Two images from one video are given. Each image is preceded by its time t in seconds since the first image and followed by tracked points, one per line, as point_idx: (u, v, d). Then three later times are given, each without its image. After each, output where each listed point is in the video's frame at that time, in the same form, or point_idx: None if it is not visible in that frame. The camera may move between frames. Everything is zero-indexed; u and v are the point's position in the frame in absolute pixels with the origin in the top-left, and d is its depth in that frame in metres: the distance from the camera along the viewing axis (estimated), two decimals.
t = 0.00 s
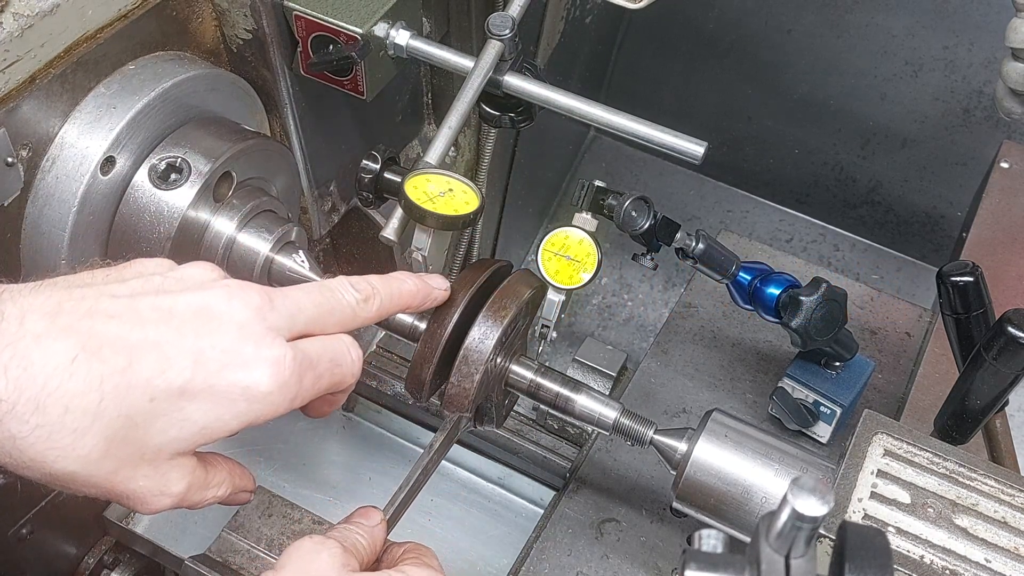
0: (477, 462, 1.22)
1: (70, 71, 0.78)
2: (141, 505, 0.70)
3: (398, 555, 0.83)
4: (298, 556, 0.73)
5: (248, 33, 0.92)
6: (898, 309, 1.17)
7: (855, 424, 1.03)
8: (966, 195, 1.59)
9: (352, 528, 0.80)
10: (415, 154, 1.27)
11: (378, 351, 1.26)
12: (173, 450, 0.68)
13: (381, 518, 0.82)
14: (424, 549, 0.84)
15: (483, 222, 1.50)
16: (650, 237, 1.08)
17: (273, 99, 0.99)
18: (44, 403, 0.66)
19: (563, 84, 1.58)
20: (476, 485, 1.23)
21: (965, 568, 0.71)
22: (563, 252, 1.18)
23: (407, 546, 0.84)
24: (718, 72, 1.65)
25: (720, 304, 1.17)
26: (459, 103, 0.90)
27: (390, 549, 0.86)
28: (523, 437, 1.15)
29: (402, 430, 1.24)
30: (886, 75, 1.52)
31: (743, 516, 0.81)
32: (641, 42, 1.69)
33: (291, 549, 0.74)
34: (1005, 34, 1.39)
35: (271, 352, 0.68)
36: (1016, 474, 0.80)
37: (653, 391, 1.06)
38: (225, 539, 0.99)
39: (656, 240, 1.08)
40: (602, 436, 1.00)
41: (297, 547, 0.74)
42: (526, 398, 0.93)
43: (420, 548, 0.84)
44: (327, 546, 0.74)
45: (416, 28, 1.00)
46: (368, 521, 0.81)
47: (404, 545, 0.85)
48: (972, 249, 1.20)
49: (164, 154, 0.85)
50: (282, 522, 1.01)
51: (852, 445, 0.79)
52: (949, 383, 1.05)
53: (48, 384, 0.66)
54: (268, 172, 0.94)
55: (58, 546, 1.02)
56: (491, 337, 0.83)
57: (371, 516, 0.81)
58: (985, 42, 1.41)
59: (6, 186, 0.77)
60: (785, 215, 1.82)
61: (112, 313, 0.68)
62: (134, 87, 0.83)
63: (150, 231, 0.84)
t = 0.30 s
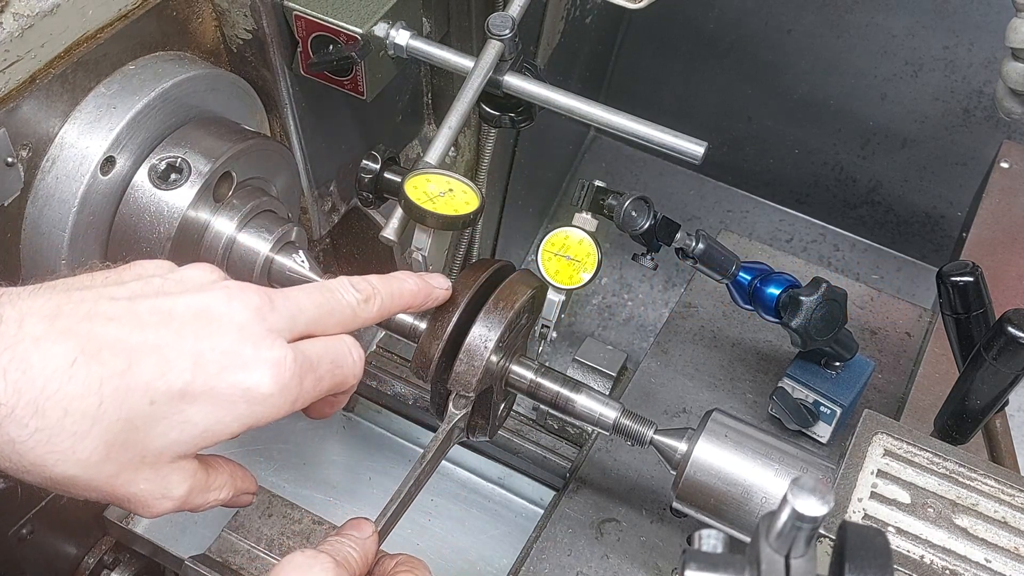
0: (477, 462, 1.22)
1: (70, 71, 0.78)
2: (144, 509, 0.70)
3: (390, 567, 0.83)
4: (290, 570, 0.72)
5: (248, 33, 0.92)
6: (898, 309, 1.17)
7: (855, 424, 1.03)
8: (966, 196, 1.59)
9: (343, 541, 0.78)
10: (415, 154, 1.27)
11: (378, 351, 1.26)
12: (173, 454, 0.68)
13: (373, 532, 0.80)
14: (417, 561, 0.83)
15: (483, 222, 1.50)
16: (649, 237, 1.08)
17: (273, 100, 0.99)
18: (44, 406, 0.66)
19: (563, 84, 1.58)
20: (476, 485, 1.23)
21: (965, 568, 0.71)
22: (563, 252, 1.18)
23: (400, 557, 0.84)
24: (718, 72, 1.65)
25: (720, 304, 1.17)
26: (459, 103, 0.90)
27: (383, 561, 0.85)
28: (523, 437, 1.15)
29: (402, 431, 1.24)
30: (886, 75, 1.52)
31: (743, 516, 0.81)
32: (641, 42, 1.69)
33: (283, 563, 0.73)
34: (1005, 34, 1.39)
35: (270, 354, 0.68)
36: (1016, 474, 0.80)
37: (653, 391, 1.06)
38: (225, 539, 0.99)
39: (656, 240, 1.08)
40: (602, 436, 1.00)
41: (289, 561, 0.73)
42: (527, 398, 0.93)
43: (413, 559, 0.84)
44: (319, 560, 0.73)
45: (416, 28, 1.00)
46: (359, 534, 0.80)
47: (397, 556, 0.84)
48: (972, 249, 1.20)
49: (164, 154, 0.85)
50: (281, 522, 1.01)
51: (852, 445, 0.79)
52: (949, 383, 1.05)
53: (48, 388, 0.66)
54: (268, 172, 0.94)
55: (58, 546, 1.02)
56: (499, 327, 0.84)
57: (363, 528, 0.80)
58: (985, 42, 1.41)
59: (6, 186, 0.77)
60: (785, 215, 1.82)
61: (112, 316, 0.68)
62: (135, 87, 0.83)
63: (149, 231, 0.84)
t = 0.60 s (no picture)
0: (477, 462, 1.22)
1: (70, 71, 0.79)
2: (135, 519, 0.70)
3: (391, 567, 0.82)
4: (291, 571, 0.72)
5: (248, 33, 0.92)
6: (898, 308, 1.17)
7: (855, 424, 1.03)
8: (966, 196, 1.59)
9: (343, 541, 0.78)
10: (415, 154, 1.27)
11: (378, 351, 1.26)
12: (165, 465, 0.69)
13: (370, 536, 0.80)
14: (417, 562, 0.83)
15: (483, 222, 1.50)
16: (650, 237, 1.08)
17: (273, 100, 0.99)
18: (46, 424, 0.65)
19: (563, 84, 1.58)
20: (476, 484, 1.23)
21: (965, 568, 0.71)
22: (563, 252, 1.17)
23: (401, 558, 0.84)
24: (718, 72, 1.65)
25: (720, 304, 1.17)
26: (459, 103, 0.90)
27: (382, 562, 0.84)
28: (523, 437, 1.14)
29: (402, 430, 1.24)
30: (886, 75, 1.52)
31: (743, 515, 0.81)
32: (641, 42, 1.69)
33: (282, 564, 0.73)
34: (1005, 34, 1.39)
35: (253, 367, 0.70)
36: (1016, 474, 0.80)
37: (653, 391, 1.06)
38: (226, 538, 0.99)
39: (656, 240, 1.08)
40: (602, 435, 1.00)
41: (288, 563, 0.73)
42: (527, 398, 0.93)
43: (440, 509, 0.82)
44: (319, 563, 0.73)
45: (416, 28, 1.00)
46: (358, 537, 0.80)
47: (421, 507, 0.83)
48: (972, 249, 1.20)
49: (164, 154, 0.85)
50: (281, 522, 1.01)
51: (852, 445, 0.79)
52: (949, 383, 1.05)
53: (49, 407, 0.65)
54: (268, 172, 0.94)
55: (58, 546, 1.02)
56: (497, 312, 0.86)
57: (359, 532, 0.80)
58: (985, 42, 1.41)
59: (7, 186, 0.77)
60: (785, 215, 1.82)
61: (102, 337, 0.68)
62: (135, 87, 0.83)
63: (149, 231, 0.84)
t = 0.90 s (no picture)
0: (477, 462, 1.22)
1: (70, 71, 0.78)
2: (121, 514, 0.68)
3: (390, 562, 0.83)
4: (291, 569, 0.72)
5: (248, 33, 0.92)
6: (898, 308, 1.17)
7: (855, 424, 1.03)
8: (966, 196, 1.59)
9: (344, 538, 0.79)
10: (415, 153, 1.27)
11: (378, 351, 1.26)
12: (149, 459, 0.66)
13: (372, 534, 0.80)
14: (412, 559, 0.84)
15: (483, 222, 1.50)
16: (650, 237, 1.08)
17: (273, 99, 0.99)
18: (21, 418, 0.63)
19: (563, 84, 1.58)
20: (476, 484, 1.23)
21: (965, 568, 0.71)
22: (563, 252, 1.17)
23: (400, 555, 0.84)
24: (718, 72, 1.65)
25: (720, 304, 1.17)
26: (459, 103, 0.90)
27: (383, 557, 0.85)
28: (523, 437, 1.14)
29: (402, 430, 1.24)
30: (886, 75, 1.52)
31: (743, 516, 0.81)
32: (641, 42, 1.69)
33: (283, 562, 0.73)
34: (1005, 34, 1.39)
35: (239, 356, 0.68)
36: (1016, 474, 0.80)
37: (653, 391, 1.06)
38: (225, 539, 0.99)
39: (656, 240, 1.08)
40: (601, 436, 1.00)
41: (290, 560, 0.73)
42: (527, 398, 0.93)
43: (442, 514, 0.82)
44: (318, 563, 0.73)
45: (416, 28, 1.00)
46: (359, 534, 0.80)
47: (422, 510, 0.83)
48: (972, 249, 1.20)
49: (164, 154, 0.85)
50: (281, 522, 1.01)
51: (852, 445, 0.79)
52: (949, 383, 1.05)
53: (25, 401, 0.63)
54: (268, 172, 0.94)
55: (58, 546, 1.02)
56: (497, 312, 0.86)
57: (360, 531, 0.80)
58: (985, 42, 1.41)
59: (6, 186, 0.77)
60: (785, 215, 1.82)
61: (80, 329, 0.67)
62: (135, 87, 0.83)
63: (149, 231, 0.84)
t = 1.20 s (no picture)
0: (477, 462, 1.22)
1: (70, 71, 0.78)
2: (127, 466, 0.64)
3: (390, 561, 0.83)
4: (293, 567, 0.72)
5: (248, 33, 0.92)
6: (898, 309, 1.17)
7: (855, 424, 1.03)
8: (966, 196, 1.59)
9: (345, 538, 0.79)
10: (415, 154, 1.27)
11: (378, 351, 1.26)
12: (146, 404, 0.62)
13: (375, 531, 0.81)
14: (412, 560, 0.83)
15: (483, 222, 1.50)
16: (649, 238, 1.08)
17: (273, 99, 0.99)
18: None
19: (563, 84, 1.58)
20: (476, 484, 1.23)
21: (965, 568, 0.71)
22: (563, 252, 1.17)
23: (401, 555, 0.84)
24: (718, 72, 1.65)
25: (720, 304, 1.17)
26: (459, 103, 0.90)
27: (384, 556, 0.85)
28: (523, 437, 1.14)
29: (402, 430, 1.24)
30: (886, 75, 1.52)
31: (743, 515, 0.81)
32: (641, 42, 1.69)
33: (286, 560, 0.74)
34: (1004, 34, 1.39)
35: (230, 287, 0.62)
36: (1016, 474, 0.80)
37: (653, 391, 1.06)
38: (225, 539, 0.99)
39: (656, 240, 1.08)
40: (601, 436, 1.00)
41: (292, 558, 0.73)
42: (527, 398, 0.93)
43: (442, 516, 0.82)
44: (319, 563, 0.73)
45: (416, 28, 1.00)
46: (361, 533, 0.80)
47: (423, 512, 0.83)
48: (972, 249, 1.20)
49: (164, 154, 0.86)
50: (281, 522, 1.01)
51: (852, 445, 0.79)
52: (949, 383, 1.05)
53: None
54: (268, 172, 0.94)
55: (58, 546, 1.02)
56: (497, 312, 0.86)
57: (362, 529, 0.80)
58: (985, 42, 1.41)
59: (6, 186, 0.77)
60: (786, 215, 1.82)
61: (54, 273, 0.61)
62: (135, 87, 0.83)
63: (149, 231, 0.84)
